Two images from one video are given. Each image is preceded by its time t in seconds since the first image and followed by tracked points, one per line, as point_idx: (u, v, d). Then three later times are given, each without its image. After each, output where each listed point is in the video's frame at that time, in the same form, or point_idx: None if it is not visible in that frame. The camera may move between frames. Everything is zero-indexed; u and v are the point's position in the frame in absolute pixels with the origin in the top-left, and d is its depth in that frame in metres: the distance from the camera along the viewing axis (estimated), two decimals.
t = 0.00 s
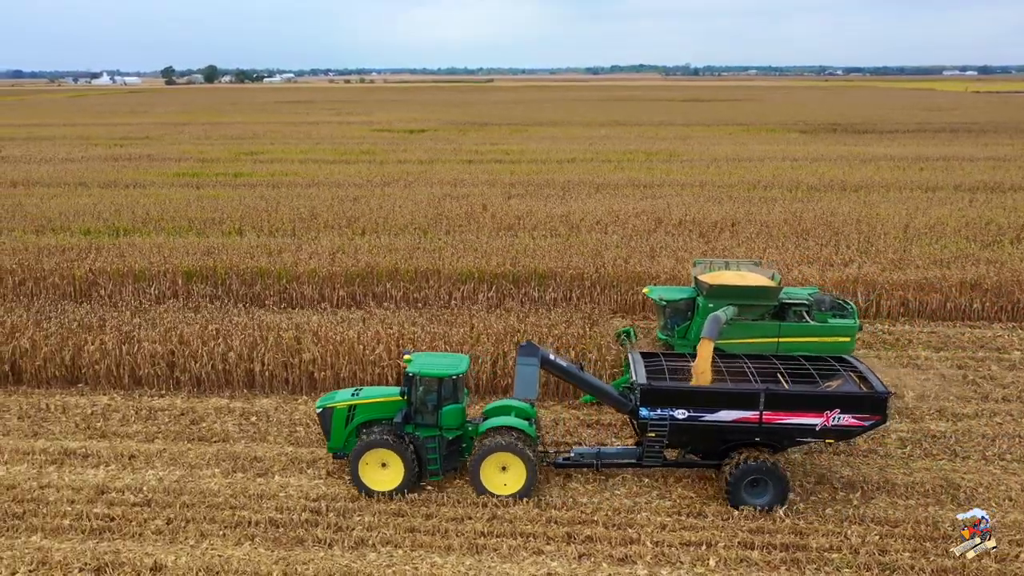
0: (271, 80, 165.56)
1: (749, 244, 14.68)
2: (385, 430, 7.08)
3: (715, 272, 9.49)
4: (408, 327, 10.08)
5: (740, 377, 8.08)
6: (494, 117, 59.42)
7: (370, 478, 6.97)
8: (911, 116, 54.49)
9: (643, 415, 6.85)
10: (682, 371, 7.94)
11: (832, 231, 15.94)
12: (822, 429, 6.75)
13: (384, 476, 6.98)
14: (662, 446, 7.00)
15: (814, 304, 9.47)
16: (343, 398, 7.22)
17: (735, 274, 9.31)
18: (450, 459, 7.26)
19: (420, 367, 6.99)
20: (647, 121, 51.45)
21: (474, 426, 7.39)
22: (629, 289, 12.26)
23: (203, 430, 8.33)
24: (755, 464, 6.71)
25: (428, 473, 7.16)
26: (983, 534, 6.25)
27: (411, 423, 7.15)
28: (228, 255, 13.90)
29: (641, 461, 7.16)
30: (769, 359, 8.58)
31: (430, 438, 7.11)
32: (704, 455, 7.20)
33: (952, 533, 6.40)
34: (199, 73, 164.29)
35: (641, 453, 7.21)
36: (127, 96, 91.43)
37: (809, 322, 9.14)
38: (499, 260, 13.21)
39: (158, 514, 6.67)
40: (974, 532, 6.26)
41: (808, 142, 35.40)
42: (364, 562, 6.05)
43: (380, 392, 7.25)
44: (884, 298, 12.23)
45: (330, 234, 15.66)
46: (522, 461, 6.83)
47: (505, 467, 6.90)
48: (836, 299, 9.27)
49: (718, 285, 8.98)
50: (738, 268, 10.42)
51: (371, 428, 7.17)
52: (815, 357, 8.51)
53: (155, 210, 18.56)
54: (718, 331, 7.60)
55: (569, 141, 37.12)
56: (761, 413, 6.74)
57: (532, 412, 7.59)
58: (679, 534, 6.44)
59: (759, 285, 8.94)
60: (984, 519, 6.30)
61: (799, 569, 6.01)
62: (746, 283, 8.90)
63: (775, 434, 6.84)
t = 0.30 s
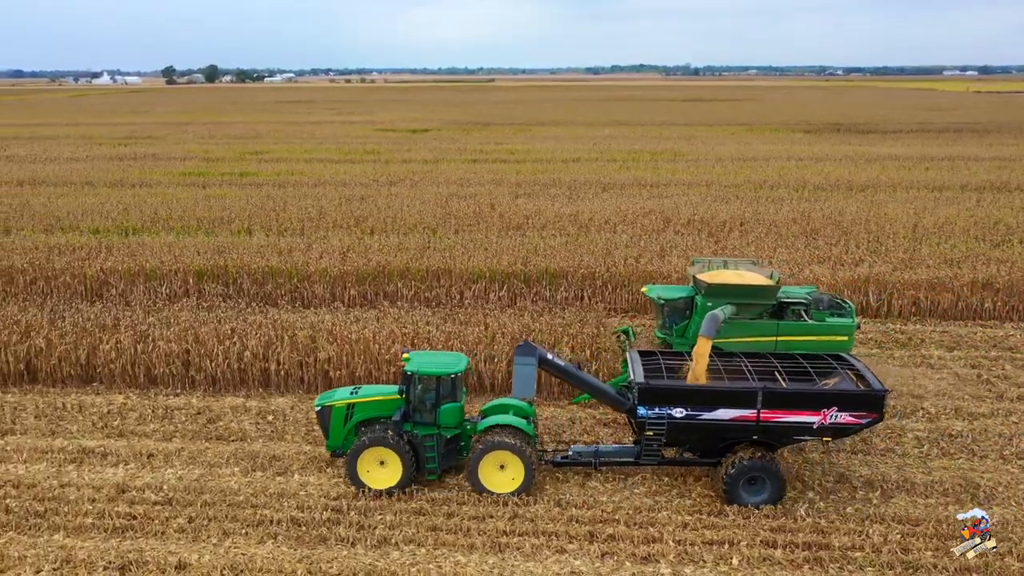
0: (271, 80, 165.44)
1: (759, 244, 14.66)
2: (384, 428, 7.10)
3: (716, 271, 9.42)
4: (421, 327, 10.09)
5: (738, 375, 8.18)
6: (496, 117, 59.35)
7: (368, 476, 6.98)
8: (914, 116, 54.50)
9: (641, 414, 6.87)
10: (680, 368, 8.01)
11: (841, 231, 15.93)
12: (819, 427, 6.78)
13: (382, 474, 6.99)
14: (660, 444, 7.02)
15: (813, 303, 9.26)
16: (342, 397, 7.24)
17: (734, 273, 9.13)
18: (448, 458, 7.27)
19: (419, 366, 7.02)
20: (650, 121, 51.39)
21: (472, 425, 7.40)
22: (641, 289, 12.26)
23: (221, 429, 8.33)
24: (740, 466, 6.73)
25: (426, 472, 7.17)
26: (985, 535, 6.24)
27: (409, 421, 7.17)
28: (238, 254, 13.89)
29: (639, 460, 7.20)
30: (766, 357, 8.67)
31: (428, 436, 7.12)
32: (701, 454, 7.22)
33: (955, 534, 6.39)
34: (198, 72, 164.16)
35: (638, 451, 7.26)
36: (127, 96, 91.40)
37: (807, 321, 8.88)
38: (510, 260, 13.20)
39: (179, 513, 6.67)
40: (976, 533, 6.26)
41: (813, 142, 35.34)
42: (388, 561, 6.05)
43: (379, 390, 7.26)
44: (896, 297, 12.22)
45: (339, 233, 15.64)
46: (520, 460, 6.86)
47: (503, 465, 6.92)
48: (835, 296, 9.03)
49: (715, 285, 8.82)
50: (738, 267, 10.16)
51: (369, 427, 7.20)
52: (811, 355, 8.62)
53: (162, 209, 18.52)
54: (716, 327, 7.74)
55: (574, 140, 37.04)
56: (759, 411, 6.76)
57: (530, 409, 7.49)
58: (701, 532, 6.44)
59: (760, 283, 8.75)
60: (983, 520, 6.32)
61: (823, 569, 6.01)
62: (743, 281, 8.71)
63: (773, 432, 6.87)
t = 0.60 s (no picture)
0: (271, 80, 165.16)
1: (770, 244, 14.63)
2: (382, 427, 7.12)
3: (714, 270, 9.60)
4: (434, 327, 10.08)
5: (737, 376, 8.16)
6: (498, 116, 59.24)
7: (366, 476, 6.98)
8: (917, 116, 54.42)
9: (639, 413, 6.86)
10: (679, 367, 7.96)
11: (851, 231, 15.89)
12: (817, 426, 6.77)
13: (381, 473, 6.99)
14: (659, 442, 7.02)
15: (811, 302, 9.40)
16: (341, 396, 7.26)
17: (733, 272, 9.33)
18: (446, 458, 7.28)
19: (417, 364, 7.04)
20: (653, 121, 51.34)
21: (471, 425, 7.41)
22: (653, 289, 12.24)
23: (237, 429, 8.31)
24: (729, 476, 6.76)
25: (425, 471, 7.17)
26: (984, 534, 6.25)
27: (407, 421, 7.19)
28: (248, 254, 13.83)
29: (638, 459, 7.20)
30: (765, 357, 8.63)
31: (426, 436, 7.14)
32: (700, 453, 7.22)
33: (954, 533, 6.40)
34: (198, 71, 163.81)
35: (638, 450, 7.24)
36: (128, 95, 91.14)
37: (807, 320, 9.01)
38: (521, 260, 13.18)
39: (200, 513, 6.65)
40: (975, 532, 6.26)
41: (818, 142, 35.27)
42: (411, 562, 6.03)
43: (378, 389, 7.30)
44: (909, 297, 12.18)
45: (348, 233, 15.59)
46: (518, 459, 6.85)
47: (501, 465, 6.90)
48: (835, 296, 9.16)
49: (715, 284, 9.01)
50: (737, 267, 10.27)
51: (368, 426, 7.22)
52: (811, 355, 8.58)
53: (169, 209, 18.43)
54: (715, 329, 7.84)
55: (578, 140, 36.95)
56: (758, 410, 6.75)
57: (528, 410, 7.54)
58: (723, 533, 6.42)
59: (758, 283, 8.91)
60: (985, 520, 6.31)
61: (847, 569, 5.99)
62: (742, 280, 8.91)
63: (771, 431, 6.86)
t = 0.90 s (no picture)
0: (272, 79, 165.02)
1: (781, 244, 14.58)
2: (379, 430, 7.02)
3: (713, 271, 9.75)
4: (448, 329, 10.02)
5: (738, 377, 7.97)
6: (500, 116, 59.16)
7: (364, 479, 6.94)
8: (920, 116, 54.42)
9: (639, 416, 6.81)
10: (679, 370, 7.86)
11: (862, 231, 15.83)
12: (819, 429, 6.72)
13: (379, 475, 6.94)
14: (659, 445, 6.92)
15: (811, 303, 9.56)
16: (338, 398, 7.15)
17: (732, 273, 9.43)
18: (445, 460, 7.19)
19: (415, 366, 6.92)
20: (656, 120, 51.27)
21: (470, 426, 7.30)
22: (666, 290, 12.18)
23: (253, 431, 8.25)
24: (727, 484, 6.71)
25: (423, 474, 7.08)
26: (985, 534, 6.21)
27: (405, 423, 7.10)
28: (258, 255, 13.75)
29: (638, 461, 7.10)
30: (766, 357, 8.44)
31: (424, 438, 7.04)
32: (700, 455, 7.18)
33: (954, 533, 6.37)
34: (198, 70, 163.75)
35: (638, 453, 7.13)
36: (128, 95, 90.92)
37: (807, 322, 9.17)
38: (533, 260, 13.12)
39: (219, 517, 6.58)
40: (976, 532, 6.22)
41: (823, 142, 35.20)
42: (434, 567, 5.96)
43: (376, 391, 7.20)
44: (924, 298, 12.11)
45: (357, 233, 15.52)
46: (516, 461, 6.74)
47: (500, 467, 6.80)
48: (835, 298, 9.33)
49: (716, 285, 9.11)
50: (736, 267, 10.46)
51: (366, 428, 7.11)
52: (811, 355, 8.35)
53: (176, 209, 18.35)
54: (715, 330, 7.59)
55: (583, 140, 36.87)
56: (759, 413, 6.70)
57: (528, 412, 7.41)
58: (748, 538, 6.36)
59: (756, 283, 9.07)
60: (984, 519, 6.26)
61: None
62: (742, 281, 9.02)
63: (772, 433, 6.81)
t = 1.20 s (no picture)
0: (272, 80, 164.93)
1: (792, 246, 14.47)
2: (376, 435, 6.92)
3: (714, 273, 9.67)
4: (462, 332, 9.92)
5: (738, 382, 7.89)
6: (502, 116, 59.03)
7: (361, 484, 6.81)
8: (924, 116, 54.34)
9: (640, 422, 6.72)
10: (681, 375, 7.83)
11: (873, 232, 15.72)
12: (822, 435, 6.63)
13: (375, 481, 6.83)
14: (660, 451, 6.80)
15: (814, 306, 9.51)
16: (334, 402, 7.05)
17: (732, 276, 9.39)
18: (442, 465, 7.10)
19: (412, 371, 6.80)
20: (659, 121, 51.17)
21: (467, 431, 7.20)
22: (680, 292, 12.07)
23: (267, 436, 8.14)
24: (727, 494, 6.61)
25: (420, 480, 6.98)
26: (985, 534, 6.24)
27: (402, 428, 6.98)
28: (266, 256, 13.62)
29: (638, 467, 6.94)
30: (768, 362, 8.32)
31: (421, 444, 6.95)
32: (702, 461, 7.09)
33: (954, 533, 6.40)
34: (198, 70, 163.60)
35: (638, 459, 6.99)
36: (129, 94, 90.69)
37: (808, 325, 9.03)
38: (545, 261, 13.02)
39: (236, 524, 6.47)
40: (976, 532, 6.25)
41: (828, 142, 35.08)
42: None
43: (373, 395, 7.10)
44: (940, 300, 12.00)
45: (365, 235, 15.39)
46: (515, 468, 6.64)
47: (498, 473, 6.70)
48: (836, 301, 9.29)
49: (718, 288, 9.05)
50: (737, 269, 10.55)
51: (363, 433, 7.01)
52: (813, 360, 8.26)
53: (182, 210, 18.22)
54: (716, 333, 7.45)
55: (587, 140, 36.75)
56: (762, 419, 6.60)
57: (526, 417, 7.31)
58: (775, 546, 6.25)
59: (757, 286, 9.01)
60: (985, 519, 6.31)
61: None
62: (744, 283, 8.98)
63: (775, 439, 6.72)
